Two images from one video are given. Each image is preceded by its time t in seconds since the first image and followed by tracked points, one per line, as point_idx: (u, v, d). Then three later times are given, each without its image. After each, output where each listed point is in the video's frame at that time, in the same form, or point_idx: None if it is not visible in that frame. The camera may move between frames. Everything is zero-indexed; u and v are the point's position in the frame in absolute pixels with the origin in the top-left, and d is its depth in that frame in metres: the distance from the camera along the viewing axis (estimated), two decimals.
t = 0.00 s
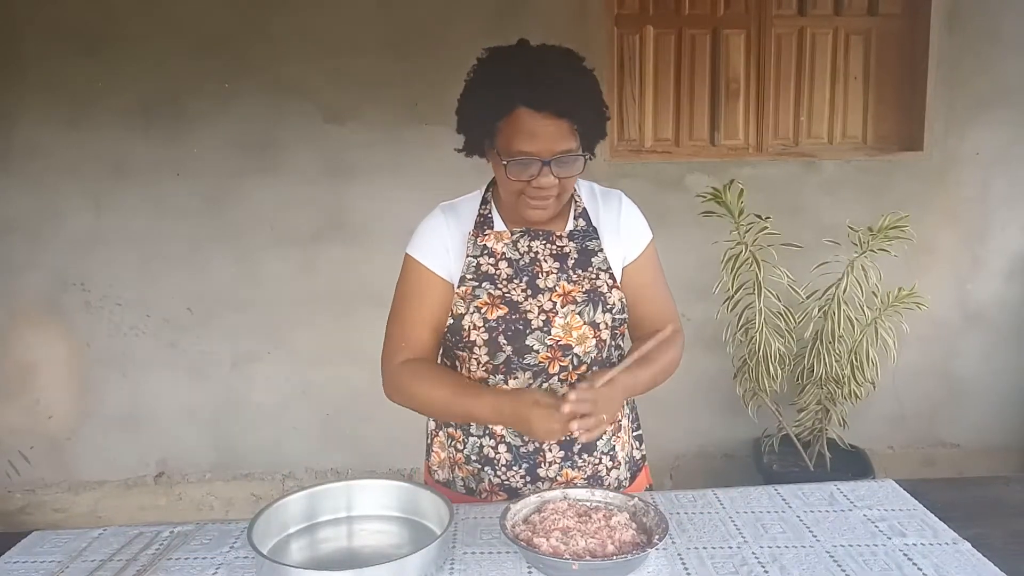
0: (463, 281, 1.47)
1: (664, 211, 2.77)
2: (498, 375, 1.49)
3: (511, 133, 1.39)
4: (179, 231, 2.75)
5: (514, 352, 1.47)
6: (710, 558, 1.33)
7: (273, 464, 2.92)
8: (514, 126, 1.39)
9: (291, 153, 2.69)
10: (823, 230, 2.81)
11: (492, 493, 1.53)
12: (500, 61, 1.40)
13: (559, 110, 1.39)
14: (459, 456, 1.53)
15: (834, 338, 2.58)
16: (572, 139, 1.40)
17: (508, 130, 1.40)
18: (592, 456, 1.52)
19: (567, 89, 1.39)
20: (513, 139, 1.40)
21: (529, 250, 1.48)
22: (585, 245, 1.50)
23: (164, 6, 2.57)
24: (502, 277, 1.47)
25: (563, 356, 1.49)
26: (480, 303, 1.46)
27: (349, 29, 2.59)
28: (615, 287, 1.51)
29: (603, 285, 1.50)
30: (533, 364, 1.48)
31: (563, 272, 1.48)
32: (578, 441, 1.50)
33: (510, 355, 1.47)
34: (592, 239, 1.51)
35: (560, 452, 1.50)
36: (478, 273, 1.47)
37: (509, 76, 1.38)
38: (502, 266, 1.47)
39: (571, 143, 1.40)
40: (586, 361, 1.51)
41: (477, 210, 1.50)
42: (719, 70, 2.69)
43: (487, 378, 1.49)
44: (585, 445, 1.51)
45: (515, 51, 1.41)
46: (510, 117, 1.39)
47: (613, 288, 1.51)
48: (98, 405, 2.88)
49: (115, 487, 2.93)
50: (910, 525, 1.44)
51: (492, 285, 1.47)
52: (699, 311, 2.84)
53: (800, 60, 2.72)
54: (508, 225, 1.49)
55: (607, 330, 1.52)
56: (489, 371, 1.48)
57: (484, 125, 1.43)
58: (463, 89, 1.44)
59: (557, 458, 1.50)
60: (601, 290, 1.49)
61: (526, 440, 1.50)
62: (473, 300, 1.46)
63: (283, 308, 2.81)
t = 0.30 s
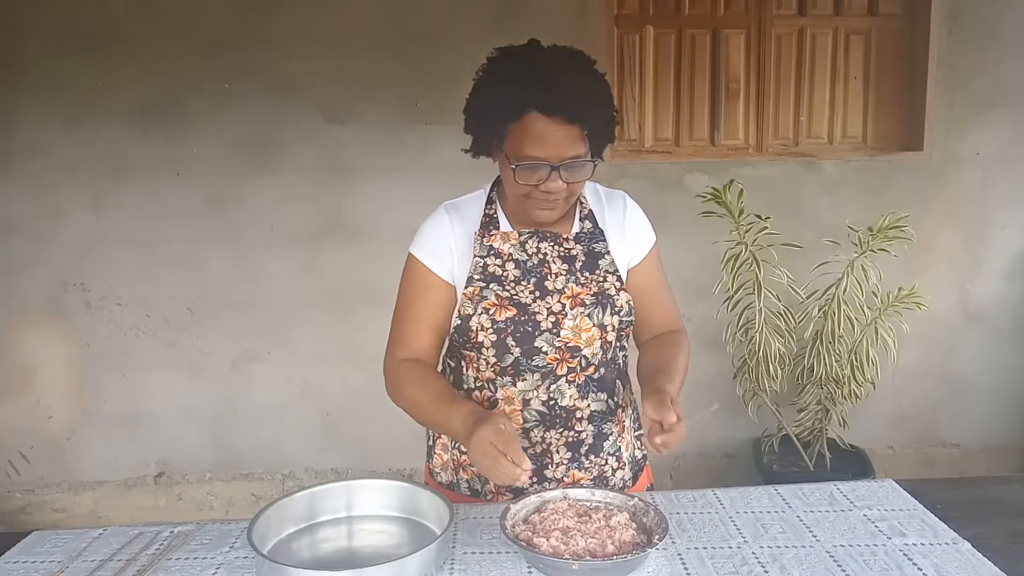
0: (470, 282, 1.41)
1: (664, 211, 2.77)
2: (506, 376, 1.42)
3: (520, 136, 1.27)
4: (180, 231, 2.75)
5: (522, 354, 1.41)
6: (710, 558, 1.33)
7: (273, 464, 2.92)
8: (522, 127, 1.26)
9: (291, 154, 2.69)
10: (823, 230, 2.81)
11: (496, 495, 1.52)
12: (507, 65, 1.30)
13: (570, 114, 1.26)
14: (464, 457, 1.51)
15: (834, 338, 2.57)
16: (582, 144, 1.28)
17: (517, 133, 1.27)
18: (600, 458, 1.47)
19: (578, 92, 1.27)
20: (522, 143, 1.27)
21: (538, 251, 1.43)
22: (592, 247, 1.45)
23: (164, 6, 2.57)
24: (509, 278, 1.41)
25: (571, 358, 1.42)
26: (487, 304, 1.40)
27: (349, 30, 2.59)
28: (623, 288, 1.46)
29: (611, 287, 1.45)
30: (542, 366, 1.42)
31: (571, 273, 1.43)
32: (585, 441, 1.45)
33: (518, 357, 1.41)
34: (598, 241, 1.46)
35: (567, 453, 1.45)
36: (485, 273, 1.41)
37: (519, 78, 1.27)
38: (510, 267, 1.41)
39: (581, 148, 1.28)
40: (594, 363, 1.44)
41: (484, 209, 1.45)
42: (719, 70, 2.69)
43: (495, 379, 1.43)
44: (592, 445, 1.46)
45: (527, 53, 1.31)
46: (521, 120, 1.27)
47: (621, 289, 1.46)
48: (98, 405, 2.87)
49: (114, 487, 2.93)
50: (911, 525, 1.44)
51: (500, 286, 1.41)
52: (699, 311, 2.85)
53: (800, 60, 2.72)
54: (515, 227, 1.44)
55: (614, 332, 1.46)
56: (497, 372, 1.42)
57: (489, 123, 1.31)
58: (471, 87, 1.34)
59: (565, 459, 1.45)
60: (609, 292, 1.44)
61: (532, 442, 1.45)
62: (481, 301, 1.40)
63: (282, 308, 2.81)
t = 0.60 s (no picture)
0: (475, 282, 1.38)
1: (664, 211, 2.77)
2: (507, 379, 1.41)
3: (527, 137, 1.26)
4: (180, 231, 2.75)
5: (525, 357, 1.39)
6: (710, 558, 1.33)
7: (273, 464, 2.92)
8: (531, 128, 1.26)
9: (291, 154, 2.69)
10: (823, 229, 2.81)
11: (494, 496, 1.52)
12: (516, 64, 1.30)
13: (578, 114, 1.25)
14: (462, 458, 1.51)
15: (834, 338, 2.57)
16: (589, 145, 1.27)
17: (524, 134, 1.27)
18: (598, 461, 1.48)
19: (587, 92, 1.26)
20: (529, 145, 1.27)
21: (544, 253, 1.41)
22: (597, 249, 1.45)
23: (164, 6, 2.57)
24: (514, 279, 1.39)
25: (575, 362, 1.41)
26: (492, 305, 1.38)
27: (349, 30, 2.59)
28: (626, 292, 1.46)
29: (615, 291, 1.44)
30: (544, 370, 1.41)
31: (576, 277, 1.42)
32: (585, 445, 1.46)
33: (521, 360, 1.39)
34: (603, 244, 1.45)
35: (566, 457, 1.45)
36: (490, 274, 1.39)
37: (527, 78, 1.27)
38: (515, 268, 1.39)
39: (589, 150, 1.27)
40: (597, 368, 1.44)
41: (489, 208, 1.43)
42: (719, 70, 2.69)
43: (496, 381, 1.41)
44: (591, 448, 1.46)
45: (536, 53, 1.30)
46: (528, 120, 1.26)
47: (625, 293, 1.45)
48: (98, 405, 2.87)
49: (114, 487, 2.93)
50: (911, 525, 1.44)
51: (505, 287, 1.39)
52: (699, 311, 2.85)
53: (800, 60, 2.72)
54: (522, 228, 1.42)
55: (616, 337, 1.46)
56: (498, 374, 1.41)
57: (496, 123, 1.31)
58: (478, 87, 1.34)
59: (564, 463, 1.45)
60: (613, 296, 1.44)
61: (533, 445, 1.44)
62: (485, 302, 1.38)
63: (282, 308, 2.81)
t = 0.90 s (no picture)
0: (479, 284, 1.37)
1: (664, 211, 2.77)
2: (509, 381, 1.40)
3: (535, 139, 1.26)
4: (180, 231, 2.75)
5: (528, 361, 1.39)
6: (710, 558, 1.33)
7: (273, 464, 2.92)
8: (539, 130, 1.26)
9: (292, 154, 2.69)
10: (823, 229, 2.81)
11: (494, 497, 1.52)
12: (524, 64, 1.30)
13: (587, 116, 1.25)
14: (462, 460, 1.50)
15: (834, 339, 2.57)
16: (597, 148, 1.27)
17: (531, 136, 1.27)
18: (599, 463, 1.49)
19: (595, 93, 1.26)
20: (536, 146, 1.26)
21: (550, 255, 1.40)
22: (600, 252, 1.44)
23: (164, 6, 2.57)
24: (519, 282, 1.38)
25: (578, 365, 1.41)
26: (496, 308, 1.37)
27: (349, 30, 2.59)
28: (629, 295, 1.46)
29: (619, 294, 1.44)
30: (547, 373, 1.40)
31: (581, 280, 1.41)
32: (587, 447, 1.46)
33: (524, 363, 1.39)
34: (607, 247, 1.45)
35: (567, 459, 1.46)
36: (494, 276, 1.37)
37: (535, 78, 1.27)
38: (519, 270, 1.38)
39: (596, 152, 1.27)
40: (599, 371, 1.44)
41: (493, 209, 1.42)
42: (719, 70, 2.69)
43: (497, 384, 1.41)
44: (592, 451, 1.47)
45: (544, 53, 1.30)
46: (535, 122, 1.26)
47: (628, 297, 1.45)
48: (98, 405, 2.87)
49: (114, 487, 2.93)
50: (911, 525, 1.44)
51: (509, 290, 1.37)
52: (699, 311, 2.85)
53: (800, 60, 2.72)
54: (526, 229, 1.41)
55: (618, 340, 1.46)
56: (500, 377, 1.40)
57: (503, 122, 1.30)
58: (485, 86, 1.33)
59: (565, 465, 1.46)
60: (617, 299, 1.43)
61: (534, 447, 1.44)
62: (489, 305, 1.37)
63: (282, 308, 2.81)
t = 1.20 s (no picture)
0: (479, 284, 1.36)
1: (665, 210, 2.76)
2: (510, 382, 1.39)
3: (539, 139, 1.25)
4: (179, 231, 2.74)
5: (529, 361, 1.38)
6: (711, 559, 1.32)
7: (273, 465, 2.91)
8: (543, 131, 1.25)
9: (291, 153, 2.68)
10: (824, 229, 2.80)
11: (493, 499, 1.51)
12: (528, 63, 1.29)
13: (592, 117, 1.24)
14: (461, 461, 1.49)
15: (835, 339, 2.56)
16: (601, 149, 1.26)
17: (535, 136, 1.25)
18: (598, 464, 1.48)
19: (599, 94, 1.26)
20: (540, 147, 1.25)
21: (551, 255, 1.40)
22: (601, 253, 1.44)
23: (163, 4, 2.56)
24: (520, 282, 1.37)
25: (578, 366, 1.41)
26: (496, 308, 1.36)
27: (348, 29, 2.58)
28: (630, 296, 1.45)
29: (620, 295, 1.43)
30: (548, 374, 1.39)
31: (581, 280, 1.40)
32: (587, 448, 1.46)
33: (525, 363, 1.38)
34: (608, 247, 1.44)
35: (567, 460, 1.45)
36: (495, 276, 1.36)
37: (538, 77, 1.26)
38: (519, 270, 1.37)
39: (600, 154, 1.26)
40: (600, 371, 1.44)
41: (494, 208, 1.41)
42: (720, 70, 2.68)
43: (498, 384, 1.40)
44: (592, 451, 1.46)
45: (547, 52, 1.29)
46: (540, 122, 1.25)
47: (629, 297, 1.44)
48: (97, 406, 2.86)
49: (113, 488, 2.92)
50: (913, 526, 1.43)
51: (510, 290, 1.36)
52: (700, 311, 2.84)
53: (801, 59, 2.71)
54: (527, 229, 1.40)
55: (618, 340, 1.46)
56: (501, 377, 1.39)
57: (504, 122, 1.29)
58: (489, 85, 1.32)
59: (565, 466, 1.45)
60: (618, 300, 1.43)
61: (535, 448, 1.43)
62: (489, 305, 1.36)
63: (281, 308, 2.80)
